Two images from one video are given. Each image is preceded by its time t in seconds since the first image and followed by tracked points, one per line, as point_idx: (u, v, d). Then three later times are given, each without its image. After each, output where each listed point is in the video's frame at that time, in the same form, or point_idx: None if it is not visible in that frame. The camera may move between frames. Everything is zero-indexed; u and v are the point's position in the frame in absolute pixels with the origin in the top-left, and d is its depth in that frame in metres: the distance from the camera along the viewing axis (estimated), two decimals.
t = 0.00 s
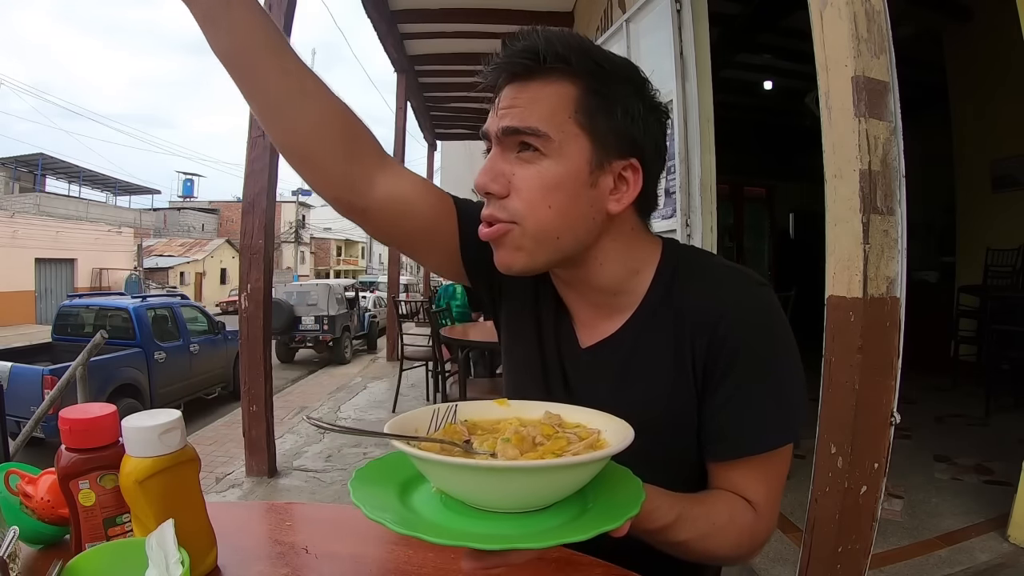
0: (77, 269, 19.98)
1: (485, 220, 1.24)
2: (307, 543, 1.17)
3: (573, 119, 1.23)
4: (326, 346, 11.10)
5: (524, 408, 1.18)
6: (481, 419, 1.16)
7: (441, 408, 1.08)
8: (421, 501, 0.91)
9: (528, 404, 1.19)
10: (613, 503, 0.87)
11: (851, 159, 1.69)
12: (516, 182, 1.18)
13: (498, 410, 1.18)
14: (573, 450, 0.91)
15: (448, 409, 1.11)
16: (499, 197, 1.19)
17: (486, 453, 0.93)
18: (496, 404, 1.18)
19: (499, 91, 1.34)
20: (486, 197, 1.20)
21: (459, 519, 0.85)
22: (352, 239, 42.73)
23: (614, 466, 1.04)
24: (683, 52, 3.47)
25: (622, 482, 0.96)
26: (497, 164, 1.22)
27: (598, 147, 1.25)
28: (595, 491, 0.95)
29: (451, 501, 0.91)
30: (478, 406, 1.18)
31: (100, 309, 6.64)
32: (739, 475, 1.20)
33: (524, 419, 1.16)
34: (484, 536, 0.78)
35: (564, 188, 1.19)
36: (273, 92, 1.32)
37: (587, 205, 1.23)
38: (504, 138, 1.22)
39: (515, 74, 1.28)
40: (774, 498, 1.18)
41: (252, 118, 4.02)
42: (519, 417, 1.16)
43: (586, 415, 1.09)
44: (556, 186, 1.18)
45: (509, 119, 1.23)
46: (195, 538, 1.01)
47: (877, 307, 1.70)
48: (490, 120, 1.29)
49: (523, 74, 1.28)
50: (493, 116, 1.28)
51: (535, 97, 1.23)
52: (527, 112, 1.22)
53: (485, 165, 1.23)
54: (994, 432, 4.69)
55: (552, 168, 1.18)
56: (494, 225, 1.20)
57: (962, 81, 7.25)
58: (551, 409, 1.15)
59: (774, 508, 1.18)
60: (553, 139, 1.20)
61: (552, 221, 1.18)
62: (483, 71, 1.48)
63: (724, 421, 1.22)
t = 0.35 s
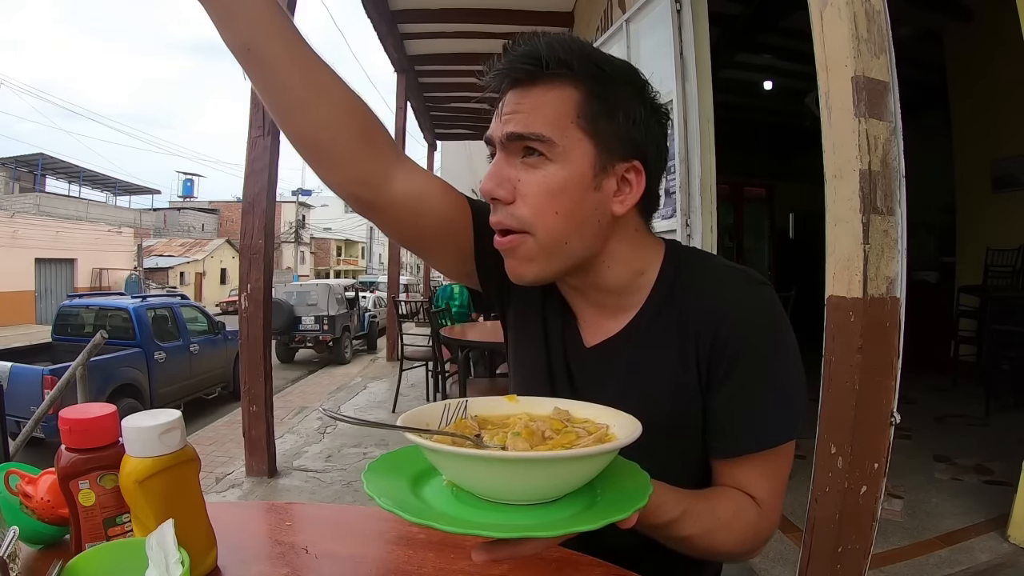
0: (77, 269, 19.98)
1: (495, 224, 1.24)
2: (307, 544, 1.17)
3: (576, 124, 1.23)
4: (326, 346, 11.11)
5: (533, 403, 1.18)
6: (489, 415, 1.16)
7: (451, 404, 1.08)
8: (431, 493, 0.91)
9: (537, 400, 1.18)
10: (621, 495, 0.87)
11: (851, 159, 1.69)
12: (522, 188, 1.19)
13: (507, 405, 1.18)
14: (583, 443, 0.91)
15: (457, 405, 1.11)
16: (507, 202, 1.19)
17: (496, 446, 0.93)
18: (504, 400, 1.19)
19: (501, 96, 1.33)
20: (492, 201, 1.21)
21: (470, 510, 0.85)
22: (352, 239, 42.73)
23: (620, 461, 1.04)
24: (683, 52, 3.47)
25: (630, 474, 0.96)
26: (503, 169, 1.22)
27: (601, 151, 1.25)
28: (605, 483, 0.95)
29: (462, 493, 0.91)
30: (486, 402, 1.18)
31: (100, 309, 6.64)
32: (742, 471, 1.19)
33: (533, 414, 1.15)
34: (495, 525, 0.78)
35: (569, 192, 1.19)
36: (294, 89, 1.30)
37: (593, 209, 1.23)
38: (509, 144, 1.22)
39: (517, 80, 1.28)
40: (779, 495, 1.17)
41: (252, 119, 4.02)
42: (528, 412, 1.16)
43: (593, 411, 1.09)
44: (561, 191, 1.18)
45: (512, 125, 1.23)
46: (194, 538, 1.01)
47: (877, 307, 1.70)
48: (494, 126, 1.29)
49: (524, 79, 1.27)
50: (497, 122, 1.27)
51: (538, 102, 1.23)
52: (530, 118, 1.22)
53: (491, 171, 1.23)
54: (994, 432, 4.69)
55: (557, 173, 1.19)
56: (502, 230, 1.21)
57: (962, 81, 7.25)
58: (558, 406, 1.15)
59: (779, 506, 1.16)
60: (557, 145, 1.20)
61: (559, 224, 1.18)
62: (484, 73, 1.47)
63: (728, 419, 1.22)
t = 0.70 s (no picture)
0: (77, 269, 19.97)
1: (507, 229, 1.20)
2: (307, 543, 1.17)
3: (590, 123, 1.23)
4: (326, 346, 11.11)
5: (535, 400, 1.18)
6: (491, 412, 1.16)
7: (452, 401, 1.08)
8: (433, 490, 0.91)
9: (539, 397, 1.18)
10: (623, 494, 0.87)
11: (851, 159, 1.69)
12: (541, 191, 1.16)
13: (509, 403, 1.19)
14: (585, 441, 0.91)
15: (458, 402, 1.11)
16: (525, 206, 1.16)
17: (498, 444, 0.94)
18: (506, 398, 1.19)
19: (504, 97, 1.31)
20: (509, 207, 1.17)
21: (472, 508, 0.85)
22: (352, 239, 42.74)
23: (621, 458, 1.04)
24: (683, 52, 3.47)
25: (632, 473, 0.96)
26: (519, 173, 1.19)
27: (613, 150, 1.25)
28: (608, 480, 0.95)
29: (463, 490, 0.91)
30: (488, 399, 1.18)
31: (100, 309, 6.63)
32: (743, 470, 1.19)
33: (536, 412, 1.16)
34: (496, 522, 0.79)
35: (588, 194, 1.18)
36: (276, 112, 1.28)
37: (608, 210, 1.23)
38: (524, 146, 1.20)
39: (525, 80, 1.26)
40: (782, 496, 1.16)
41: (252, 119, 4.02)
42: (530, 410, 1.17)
43: (595, 407, 1.09)
44: (582, 193, 1.17)
45: (525, 127, 1.21)
46: (194, 538, 1.01)
47: (877, 307, 1.70)
48: (501, 126, 1.25)
49: (532, 79, 1.25)
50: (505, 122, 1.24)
51: (550, 103, 1.22)
52: (544, 120, 1.20)
53: (505, 173, 1.20)
54: (994, 432, 4.69)
55: (577, 175, 1.18)
56: (520, 236, 1.17)
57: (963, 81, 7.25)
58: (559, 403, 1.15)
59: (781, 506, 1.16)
60: (576, 145, 1.19)
61: (580, 227, 1.17)
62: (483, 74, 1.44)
63: (730, 419, 1.21)
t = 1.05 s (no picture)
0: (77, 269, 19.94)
1: (505, 225, 1.16)
2: (307, 543, 1.17)
3: (588, 105, 1.21)
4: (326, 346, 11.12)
5: (516, 419, 1.19)
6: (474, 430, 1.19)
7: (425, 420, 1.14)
8: (397, 509, 0.94)
9: (521, 416, 1.20)
10: (575, 522, 0.86)
11: (851, 159, 1.69)
12: (543, 183, 1.14)
13: (492, 422, 1.20)
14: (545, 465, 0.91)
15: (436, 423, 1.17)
16: (526, 202, 1.13)
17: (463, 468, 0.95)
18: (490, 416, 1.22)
19: (493, 79, 1.27)
20: (509, 201, 1.13)
21: (428, 529, 0.87)
22: (352, 240, 42.74)
23: (592, 479, 1.04)
24: (683, 53, 3.47)
25: (592, 497, 0.95)
26: (517, 165, 1.16)
27: (613, 132, 1.24)
28: (571, 502, 0.95)
29: (428, 511, 0.93)
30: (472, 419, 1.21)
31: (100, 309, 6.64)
32: (749, 487, 1.15)
33: (515, 431, 1.17)
34: (436, 546, 0.80)
35: (593, 182, 1.16)
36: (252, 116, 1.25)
37: (613, 197, 1.22)
38: (522, 137, 1.18)
39: (517, 62, 1.23)
40: (788, 515, 1.13)
41: (252, 119, 4.02)
42: (509, 429, 1.18)
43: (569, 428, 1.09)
44: (586, 181, 1.16)
45: (523, 115, 1.18)
46: (193, 539, 1.01)
47: (877, 307, 1.71)
48: (495, 113, 1.21)
49: (524, 62, 1.22)
50: (498, 109, 1.21)
51: (548, 87, 1.19)
52: (544, 105, 1.18)
53: (504, 165, 1.17)
54: (994, 432, 4.69)
55: (580, 163, 1.16)
56: (520, 229, 1.13)
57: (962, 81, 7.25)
58: (540, 425, 1.15)
59: (787, 526, 1.13)
60: (576, 130, 1.18)
61: (586, 218, 1.15)
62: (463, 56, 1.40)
63: (744, 434, 1.16)
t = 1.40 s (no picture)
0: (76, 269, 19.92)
1: (511, 221, 1.18)
2: (307, 543, 1.17)
3: (593, 104, 1.21)
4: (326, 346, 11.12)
5: (519, 416, 1.19)
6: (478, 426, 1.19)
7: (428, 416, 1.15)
8: (401, 504, 0.94)
9: (524, 412, 1.19)
10: (578, 518, 0.86)
11: (851, 159, 1.69)
12: (550, 180, 1.15)
13: (496, 419, 1.20)
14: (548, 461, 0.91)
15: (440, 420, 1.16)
16: (533, 198, 1.14)
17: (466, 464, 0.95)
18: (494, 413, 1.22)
19: (501, 76, 1.27)
20: (516, 197, 1.15)
21: (431, 523, 0.87)
22: (352, 239, 42.74)
23: (594, 475, 1.04)
24: (683, 53, 3.47)
25: (595, 492, 0.95)
26: (525, 161, 1.17)
27: (618, 131, 1.24)
28: (574, 497, 0.95)
29: (432, 506, 0.93)
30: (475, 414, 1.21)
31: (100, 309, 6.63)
32: (750, 484, 1.15)
33: (518, 427, 1.17)
34: (441, 541, 0.80)
35: (597, 180, 1.17)
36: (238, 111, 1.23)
37: (618, 196, 1.22)
38: (529, 133, 1.19)
39: (528, 59, 1.23)
40: (790, 512, 1.13)
41: (252, 119, 4.02)
42: (512, 426, 1.18)
43: (573, 425, 1.08)
44: (590, 179, 1.16)
45: (531, 111, 1.19)
46: (194, 539, 1.01)
47: (877, 307, 1.71)
48: (503, 110, 1.22)
49: (533, 59, 1.23)
50: (507, 105, 1.21)
51: (556, 85, 1.20)
52: (552, 102, 1.19)
53: (512, 161, 1.18)
54: (994, 433, 4.69)
55: (585, 160, 1.17)
56: (526, 227, 1.15)
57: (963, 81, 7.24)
58: (543, 421, 1.16)
59: (789, 523, 1.13)
60: (583, 128, 1.18)
61: (590, 216, 1.16)
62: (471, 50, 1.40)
63: (744, 432, 1.16)
